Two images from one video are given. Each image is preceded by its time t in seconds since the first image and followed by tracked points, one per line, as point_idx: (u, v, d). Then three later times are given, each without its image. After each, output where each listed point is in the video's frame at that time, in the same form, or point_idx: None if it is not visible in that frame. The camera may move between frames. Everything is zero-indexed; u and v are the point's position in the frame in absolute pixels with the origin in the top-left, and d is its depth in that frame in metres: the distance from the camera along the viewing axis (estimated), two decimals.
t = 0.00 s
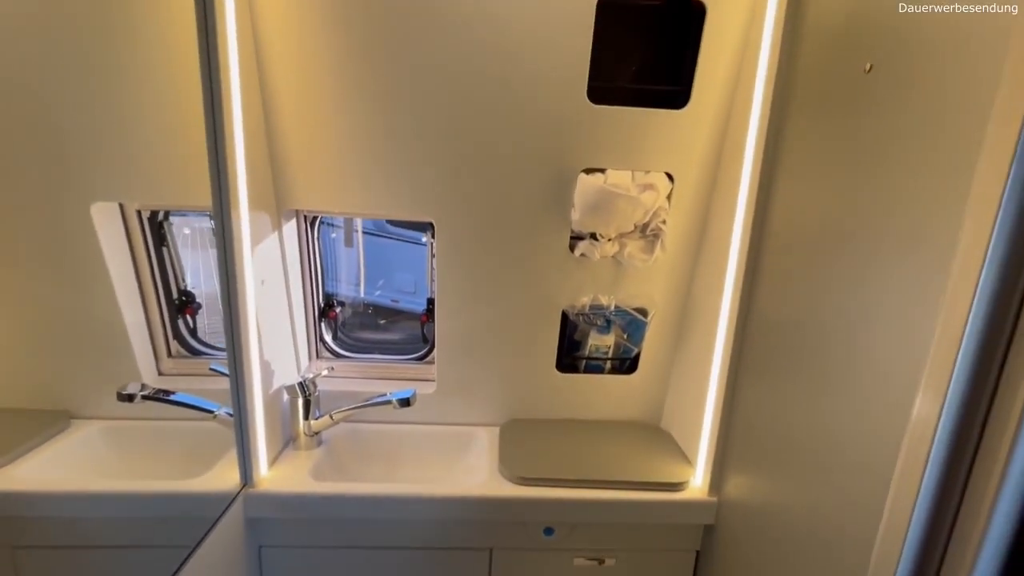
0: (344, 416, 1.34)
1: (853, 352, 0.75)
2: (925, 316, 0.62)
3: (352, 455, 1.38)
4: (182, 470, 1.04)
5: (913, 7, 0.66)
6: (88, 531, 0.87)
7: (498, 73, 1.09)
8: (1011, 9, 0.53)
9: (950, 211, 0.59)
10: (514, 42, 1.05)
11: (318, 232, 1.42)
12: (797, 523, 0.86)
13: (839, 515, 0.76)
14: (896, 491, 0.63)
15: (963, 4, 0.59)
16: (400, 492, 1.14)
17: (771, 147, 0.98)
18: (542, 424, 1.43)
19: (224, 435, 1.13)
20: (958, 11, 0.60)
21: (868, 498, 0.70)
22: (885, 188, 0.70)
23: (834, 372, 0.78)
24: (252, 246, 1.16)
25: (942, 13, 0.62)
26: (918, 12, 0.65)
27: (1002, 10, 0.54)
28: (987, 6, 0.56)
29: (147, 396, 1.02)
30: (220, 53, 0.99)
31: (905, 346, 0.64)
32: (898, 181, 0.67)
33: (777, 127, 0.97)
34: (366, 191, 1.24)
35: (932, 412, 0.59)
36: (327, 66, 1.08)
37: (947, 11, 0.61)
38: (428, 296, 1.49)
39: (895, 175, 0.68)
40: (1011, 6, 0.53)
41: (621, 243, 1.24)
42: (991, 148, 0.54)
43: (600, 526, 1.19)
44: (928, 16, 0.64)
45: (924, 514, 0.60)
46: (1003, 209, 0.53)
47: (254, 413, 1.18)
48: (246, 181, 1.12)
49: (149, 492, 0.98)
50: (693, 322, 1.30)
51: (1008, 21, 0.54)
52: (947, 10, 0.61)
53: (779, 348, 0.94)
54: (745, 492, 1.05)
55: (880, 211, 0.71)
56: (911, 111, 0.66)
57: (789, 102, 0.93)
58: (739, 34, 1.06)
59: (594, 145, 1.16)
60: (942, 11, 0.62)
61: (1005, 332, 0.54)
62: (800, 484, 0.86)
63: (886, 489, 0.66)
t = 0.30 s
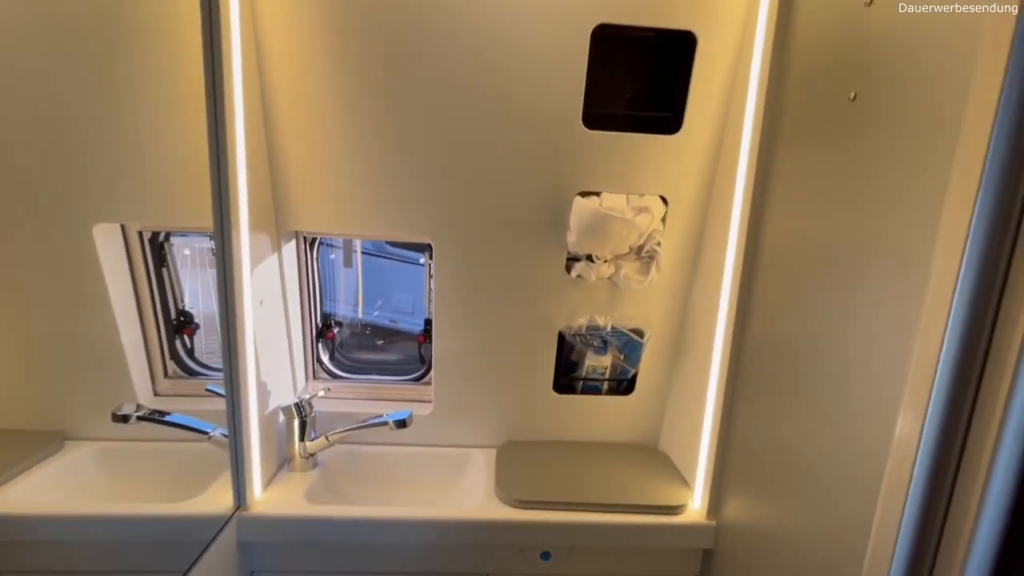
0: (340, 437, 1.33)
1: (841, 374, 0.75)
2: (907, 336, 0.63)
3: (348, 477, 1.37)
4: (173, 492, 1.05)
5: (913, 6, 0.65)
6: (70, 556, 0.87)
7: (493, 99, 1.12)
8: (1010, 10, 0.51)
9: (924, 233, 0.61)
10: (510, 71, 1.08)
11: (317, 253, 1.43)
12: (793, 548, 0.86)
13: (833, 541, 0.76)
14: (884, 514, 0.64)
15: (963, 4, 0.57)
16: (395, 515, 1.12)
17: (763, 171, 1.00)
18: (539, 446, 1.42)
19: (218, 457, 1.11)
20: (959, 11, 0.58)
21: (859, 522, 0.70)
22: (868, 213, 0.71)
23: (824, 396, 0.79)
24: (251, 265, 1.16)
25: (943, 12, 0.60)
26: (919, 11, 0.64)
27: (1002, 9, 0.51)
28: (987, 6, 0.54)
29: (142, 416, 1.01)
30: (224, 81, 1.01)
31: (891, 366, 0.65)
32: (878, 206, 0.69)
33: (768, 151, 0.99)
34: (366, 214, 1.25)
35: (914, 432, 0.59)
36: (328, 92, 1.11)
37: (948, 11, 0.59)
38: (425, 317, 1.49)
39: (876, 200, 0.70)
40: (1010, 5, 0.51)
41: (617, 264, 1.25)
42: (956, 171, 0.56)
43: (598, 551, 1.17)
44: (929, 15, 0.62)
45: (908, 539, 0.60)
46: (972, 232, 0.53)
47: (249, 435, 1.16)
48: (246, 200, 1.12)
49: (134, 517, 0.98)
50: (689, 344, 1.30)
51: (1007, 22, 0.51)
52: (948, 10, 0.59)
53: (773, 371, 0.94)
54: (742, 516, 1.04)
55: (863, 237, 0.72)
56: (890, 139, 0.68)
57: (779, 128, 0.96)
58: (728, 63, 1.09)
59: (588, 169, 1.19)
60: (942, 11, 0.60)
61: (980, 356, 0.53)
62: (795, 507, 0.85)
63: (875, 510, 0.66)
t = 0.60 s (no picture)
0: (337, 459, 1.32)
1: (836, 395, 0.75)
2: (899, 355, 0.63)
3: (344, 500, 1.35)
4: (166, 516, 1.02)
5: (913, 5, 0.65)
6: None
7: (492, 122, 1.14)
8: (1010, 9, 0.51)
9: (911, 254, 0.62)
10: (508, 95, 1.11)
11: (317, 273, 1.44)
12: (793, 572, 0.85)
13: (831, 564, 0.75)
14: (879, 537, 0.63)
15: (963, 3, 0.57)
16: (391, 539, 1.11)
17: (757, 192, 1.02)
18: (538, 467, 1.41)
19: (213, 478, 1.10)
20: (959, 9, 0.57)
21: (855, 545, 0.70)
22: (859, 235, 0.72)
23: (820, 417, 0.79)
24: (252, 287, 1.16)
25: (943, 12, 0.59)
26: (919, 11, 0.64)
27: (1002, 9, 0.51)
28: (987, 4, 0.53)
29: (138, 437, 1.00)
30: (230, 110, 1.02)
31: (885, 386, 0.65)
32: (867, 229, 0.71)
33: (763, 174, 1.01)
34: (366, 234, 1.27)
35: (908, 452, 0.59)
36: (332, 116, 1.14)
37: (948, 11, 0.59)
38: (424, 337, 1.49)
39: (865, 222, 0.71)
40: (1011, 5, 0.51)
41: (615, 284, 1.26)
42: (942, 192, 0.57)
43: None
44: (929, 15, 0.62)
45: (906, 557, 0.59)
46: (957, 254, 0.54)
47: (245, 456, 1.16)
48: (247, 220, 1.13)
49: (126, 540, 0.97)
50: (688, 364, 1.30)
51: (1006, 22, 0.51)
52: (948, 9, 0.59)
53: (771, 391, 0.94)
54: (742, 539, 1.03)
55: (853, 259, 0.73)
56: (877, 164, 0.69)
57: (772, 151, 0.97)
58: (721, 89, 1.12)
59: (586, 191, 1.21)
60: (943, 10, 0.60)
61: (969, 374, 0.54)
62: (794, 531, 0.85)
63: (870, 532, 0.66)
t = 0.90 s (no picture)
0: (334, 478, 1.31)
1: (829, 413, 0.76)
2: (886, 372, 0.64)
3: (340, 521, 1.34)
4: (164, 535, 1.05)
5: (913, 6, 0.64)
6: None
7: (490, 144, 1.17)
8: (1011, 9, 0.52)
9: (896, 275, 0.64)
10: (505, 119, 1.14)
11: (317, 292, 1.45)
12: None
13: None
14: (871, 554, 0.64)
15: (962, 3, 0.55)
16: (388, 560, 1.10)
17: (750, 212, 1.04)
18: (536, 487, 1.40)
19: (210, 498, 1.08)
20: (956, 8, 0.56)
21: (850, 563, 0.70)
22: (846, 256, 0.74)
23: (814, 435, 0.80)
24: (252, 304, 1.16)
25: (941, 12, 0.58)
26: (919, 11, 0.63)
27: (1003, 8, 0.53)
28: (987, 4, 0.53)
29: (134, 456, 1.02)
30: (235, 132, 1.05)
31: (875, 403, 0.66)
32: (853, 249, 0.73)
33: (754, 194, 1.03)
34: (365, 253, 1.28)
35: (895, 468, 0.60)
36: (333, 139, 1.17)
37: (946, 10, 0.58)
38: (422, 356, 1.49)
39: (851, 242, 0.73)
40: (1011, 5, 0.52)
41: (612, 303, 1.27)
42: (917, 214, 0.59)
43: None
44: (929, 15, 0.61)
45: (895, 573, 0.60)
46: (934, 275, 0.56)
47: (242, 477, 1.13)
48: (250, 238, 1.14)
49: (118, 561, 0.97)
50: (685, 382, 1.31)
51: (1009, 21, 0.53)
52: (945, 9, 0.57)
53: (766, 409, 0.95)
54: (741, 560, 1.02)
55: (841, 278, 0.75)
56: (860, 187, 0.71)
57: (763, 173, 1.00)
58: (713, 113, 1.15)
59: (582, 211, 1.23)
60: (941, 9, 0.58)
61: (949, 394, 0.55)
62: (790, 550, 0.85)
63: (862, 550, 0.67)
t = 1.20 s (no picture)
0: (331, 497, 1.30)
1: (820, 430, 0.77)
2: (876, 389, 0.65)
3: (337, 541, 1.33)
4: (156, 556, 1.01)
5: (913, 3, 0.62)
6: None
7: (488, 165, 1.19)
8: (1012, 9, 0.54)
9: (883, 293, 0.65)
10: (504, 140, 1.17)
11: (317, 310, 1.45)
12: None
13: None
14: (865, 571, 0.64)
15: None
16: None
17: (743, 231, 1.06)
18: (534, 506, 1.39)
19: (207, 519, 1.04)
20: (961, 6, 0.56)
21: None
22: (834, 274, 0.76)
23: (808, 452, 0.80)
24: (250, 321, 1.14)
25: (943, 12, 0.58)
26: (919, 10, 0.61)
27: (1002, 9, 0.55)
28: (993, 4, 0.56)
29: (132, 475, 1.06)
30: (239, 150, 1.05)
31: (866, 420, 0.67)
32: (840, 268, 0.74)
33: (747, 214, 1.05)
34: (365, 271, 1.29)
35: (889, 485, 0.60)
36: (335, 161, 1.19)
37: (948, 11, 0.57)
38: (420, 374, 1.49)
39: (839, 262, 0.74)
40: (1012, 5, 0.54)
41: (609, 320, 1.28)
42: (903, 233, 0.61)
43: None
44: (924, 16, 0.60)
45: None
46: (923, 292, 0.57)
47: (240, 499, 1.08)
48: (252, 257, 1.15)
49: None
50: (683, 400, 1.31)
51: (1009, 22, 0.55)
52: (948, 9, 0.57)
53: (761, 427, 0.95)
54: None
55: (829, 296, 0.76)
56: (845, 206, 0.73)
57: (755, 193, 1.02)
58: (707, 134, 1.18)
59: (579, 230, 1.25)
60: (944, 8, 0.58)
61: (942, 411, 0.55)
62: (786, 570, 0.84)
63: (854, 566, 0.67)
